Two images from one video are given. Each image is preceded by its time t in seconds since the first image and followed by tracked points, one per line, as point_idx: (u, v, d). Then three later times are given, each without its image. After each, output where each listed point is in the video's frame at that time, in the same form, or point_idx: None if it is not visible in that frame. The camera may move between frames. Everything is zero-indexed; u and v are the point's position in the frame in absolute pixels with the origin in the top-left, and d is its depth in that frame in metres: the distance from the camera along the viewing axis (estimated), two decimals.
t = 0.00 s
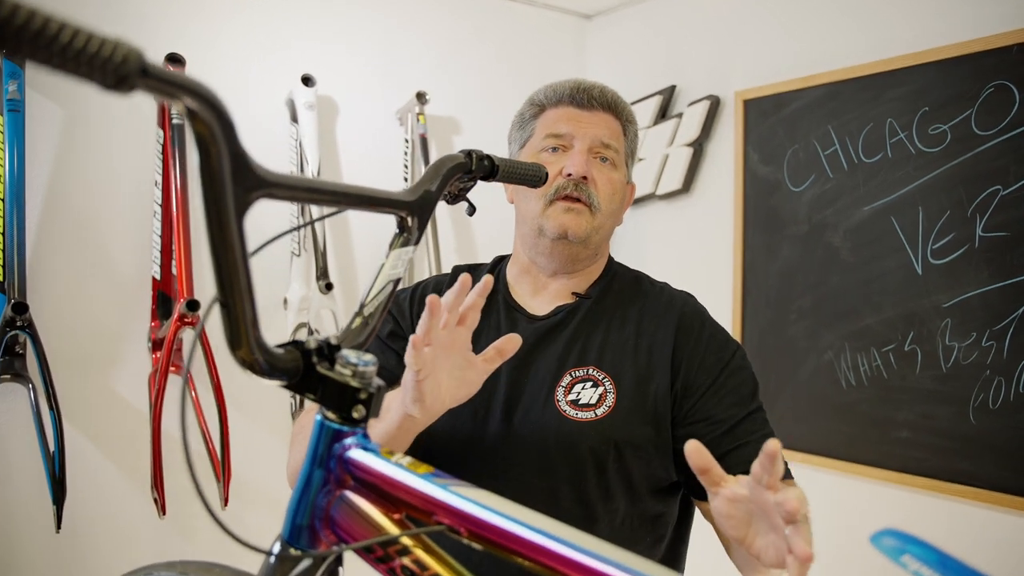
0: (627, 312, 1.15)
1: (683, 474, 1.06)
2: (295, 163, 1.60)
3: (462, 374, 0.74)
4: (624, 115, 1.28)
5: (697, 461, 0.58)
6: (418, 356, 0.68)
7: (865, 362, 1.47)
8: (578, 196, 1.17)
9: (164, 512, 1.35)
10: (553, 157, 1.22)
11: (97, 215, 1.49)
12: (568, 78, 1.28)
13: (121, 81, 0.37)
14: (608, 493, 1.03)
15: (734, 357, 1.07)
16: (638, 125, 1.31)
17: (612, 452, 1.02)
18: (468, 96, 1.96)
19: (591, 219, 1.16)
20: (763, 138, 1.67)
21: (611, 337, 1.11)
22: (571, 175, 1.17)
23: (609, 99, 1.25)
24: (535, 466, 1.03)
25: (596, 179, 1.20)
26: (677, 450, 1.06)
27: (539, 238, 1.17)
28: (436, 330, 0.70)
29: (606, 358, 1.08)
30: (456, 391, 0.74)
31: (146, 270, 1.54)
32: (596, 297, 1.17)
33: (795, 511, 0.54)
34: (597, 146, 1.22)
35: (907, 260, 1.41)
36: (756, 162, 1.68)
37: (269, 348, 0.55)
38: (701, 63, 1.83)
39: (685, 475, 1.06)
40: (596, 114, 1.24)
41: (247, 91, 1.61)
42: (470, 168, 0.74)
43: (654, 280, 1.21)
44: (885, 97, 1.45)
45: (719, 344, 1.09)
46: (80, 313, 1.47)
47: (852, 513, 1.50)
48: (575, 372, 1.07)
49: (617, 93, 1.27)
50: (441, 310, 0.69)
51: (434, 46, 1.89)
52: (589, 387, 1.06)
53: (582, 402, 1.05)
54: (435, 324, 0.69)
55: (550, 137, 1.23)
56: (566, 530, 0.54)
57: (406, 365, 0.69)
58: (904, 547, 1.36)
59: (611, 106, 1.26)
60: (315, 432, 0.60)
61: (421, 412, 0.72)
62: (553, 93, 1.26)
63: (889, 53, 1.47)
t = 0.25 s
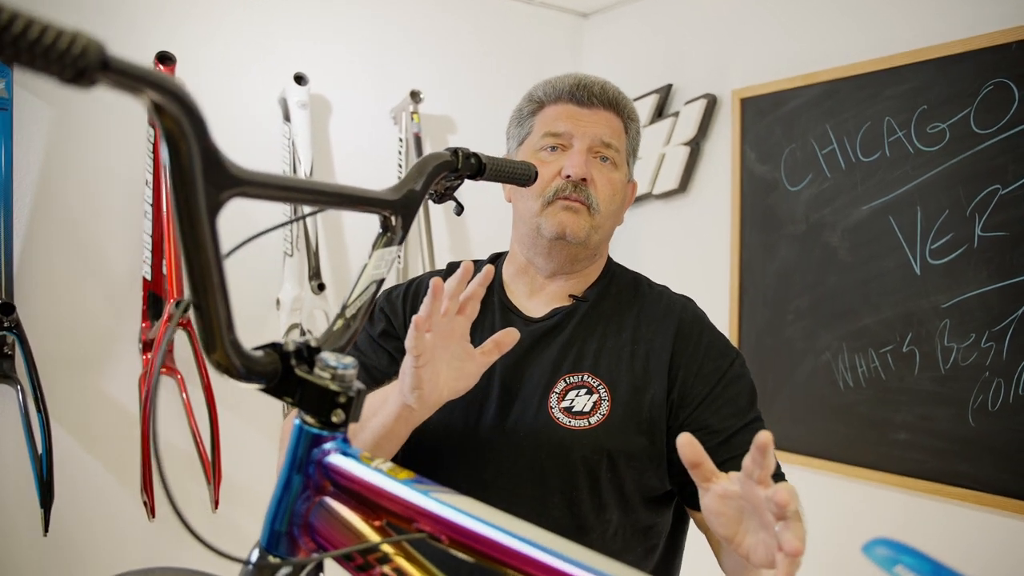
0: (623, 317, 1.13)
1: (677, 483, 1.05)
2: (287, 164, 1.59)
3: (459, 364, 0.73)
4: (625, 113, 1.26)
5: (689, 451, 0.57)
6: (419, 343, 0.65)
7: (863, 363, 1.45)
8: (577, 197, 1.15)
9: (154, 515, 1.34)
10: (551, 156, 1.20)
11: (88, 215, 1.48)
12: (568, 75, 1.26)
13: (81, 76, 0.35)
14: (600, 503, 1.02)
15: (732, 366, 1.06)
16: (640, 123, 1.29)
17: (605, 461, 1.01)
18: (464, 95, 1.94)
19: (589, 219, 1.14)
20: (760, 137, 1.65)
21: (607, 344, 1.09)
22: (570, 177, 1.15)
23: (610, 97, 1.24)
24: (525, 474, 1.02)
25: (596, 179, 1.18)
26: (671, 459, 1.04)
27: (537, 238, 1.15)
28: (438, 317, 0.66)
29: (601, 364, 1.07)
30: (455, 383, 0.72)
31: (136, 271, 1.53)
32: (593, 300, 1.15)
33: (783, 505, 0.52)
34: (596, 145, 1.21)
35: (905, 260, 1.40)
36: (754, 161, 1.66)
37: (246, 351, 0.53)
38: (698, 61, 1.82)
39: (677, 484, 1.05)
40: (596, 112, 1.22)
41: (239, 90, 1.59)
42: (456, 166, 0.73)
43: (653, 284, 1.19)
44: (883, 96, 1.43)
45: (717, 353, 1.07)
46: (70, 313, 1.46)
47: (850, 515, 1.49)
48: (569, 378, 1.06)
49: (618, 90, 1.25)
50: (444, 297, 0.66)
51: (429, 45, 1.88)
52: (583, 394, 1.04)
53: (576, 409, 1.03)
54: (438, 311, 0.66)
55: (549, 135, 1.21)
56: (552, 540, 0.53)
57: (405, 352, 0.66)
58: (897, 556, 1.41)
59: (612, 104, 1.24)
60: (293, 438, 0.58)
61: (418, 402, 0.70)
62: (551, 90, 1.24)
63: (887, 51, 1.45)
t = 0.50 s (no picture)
0: (617, 320, 1.11)
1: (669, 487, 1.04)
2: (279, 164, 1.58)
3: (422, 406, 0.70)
4: (618, 109, 1.24)
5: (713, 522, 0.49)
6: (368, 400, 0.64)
7: (860, 364, 1.44)
8: (565, 200, 1.14)
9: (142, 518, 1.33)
10: (541, 156, 1.18)
11: (76, 214, 1.46)
12: (558, 72, 1.24)
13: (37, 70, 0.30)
14: (595, 512, 1.00)
15: (726, 369, 1.04)
16: (633, 119, 1.27)
17: (599, 469, 0.99)
18: (457, 94, 1.93)
19: (578, 226, 1.13)
20: (756, 135, 1.63)
21: (600, 349, 1.08)
22: (559, 177, 1.14)
23: (601, 94, 1.21)
24: (517, 485, 1.00)
25: (586, 181, 1.17)
26: (663, 465, 1.03)
27: (525, 245, 1.14)
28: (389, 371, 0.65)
29: (595, 370, 1.05)
30: (418, 426, 0.70)
31: (126, 270, 1.51)
32: (587, 304, 1.13)
33: None
34: (587, 144, 1.19)
35: (902, 260, 1.38)
36: (749, 160, 1.65)
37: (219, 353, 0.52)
38: (693, 60, 1.80)
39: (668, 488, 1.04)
40: (586, 111, 1.21)
41: (230, 88, 1.58)
42: (439, 163, 0.71)
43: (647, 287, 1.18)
44: (880, 93, 1.42)
45: (710, 357, 1.05)
46: (59, 314, 1.45)
47: (846, 518, 1.47)
48: (563, 385, 1.04)
49: (611, 85, 1.23)
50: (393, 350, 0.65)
51: (421, 42, 1.86)
52: (576, 401, 1.02)
53: (569, 417, 1.01)
54: (387, 364, 0.64)
55: (539, 134, 1.20)
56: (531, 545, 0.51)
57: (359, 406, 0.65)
58: (885, 565, 1.41)
59: (603, 100, 1.22)
60: (268, 441, 0.57)
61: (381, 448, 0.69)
62: (541, 87, 1.23)
63: (883, 48, 1.44)
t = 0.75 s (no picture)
0: (610, 321, 1.10)
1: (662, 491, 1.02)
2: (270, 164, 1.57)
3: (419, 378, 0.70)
4: (607, 107, 1.22)
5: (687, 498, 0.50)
6: (373, 364, 0.62)
7: (856, 365, 1.42)
8: (554, 198, 1.13)
9: (130, 520, 1.32)
10: (529, 156, 1.17)
11: (65, 214, 1.45)
12: (545, 71, 1.23)
13: None
14: (587, 515, 0.98)
15: (721, 371, 1.03)
16: (623, 117, 1.26)
17: (592, 471, 0.97)
18: (451, 93, 1.92)
19: (570, 222, 1.12)
20: (751, 135, 1.62)
21: (594, 350, 1.06)
22: (547, 177, 1.13)
23: (589, 91, 1.20)
24: (511, 485, 0.98)
25: (575, 180, 1.15)
26: (657, 468, 1.02)
27: (516, 243, 1.13)
28: (393, 335, 0.64)
29: (588, 371, 1.03)
30: (417, 399, 0.69)
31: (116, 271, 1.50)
32: (580, 304, 1.12)
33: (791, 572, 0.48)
34: (575, 143, 1.18)
35: (898, 260, 1.37)
36: (745, 160, 1.64)
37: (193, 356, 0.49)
38: (689, 59, 1.79)
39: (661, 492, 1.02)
40: (574, 109, 1.19)
41: (222, 88, 1.57)
42: (423, 162, 0.70)
43: (641, 287, 1.16)
44: (876, 92, 1.41)
45: (705, 359, 1.04)
46: (48, 314, 1.44)
47: (841, 520, 1.46)
48: (555, 387, 1.02)
49: (599, 83, 1.21)
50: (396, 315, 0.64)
51: (414, 41, 1.85)
52: (569, 403, 1.00)
53: (562, 419, 0.99)
54: (391, 328, 0.63)
55: (526, 134, 1.19)
56: (510, 553, 0.50)
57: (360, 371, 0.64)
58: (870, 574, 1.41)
59: (591, 98, 1.20)
60: (243, 446, 0.55)
61: (380, 419, 0.68)
62: (529, 87, 1.22)
63: (879, 47, 1.42)
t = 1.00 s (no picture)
0: (605, 318, 1.06)
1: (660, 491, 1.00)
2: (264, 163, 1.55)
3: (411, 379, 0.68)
4: (596, 99, 1.21)
5: (677, 509, 0.48)
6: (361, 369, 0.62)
7: (854, 366, 1.41)
8: (544, 190, 1.12)
9: (121, 522, 1.31)
10: (518, 150, 1.16)
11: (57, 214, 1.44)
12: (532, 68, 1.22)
13: None
14: (582, 515, 0.95)
15: (720, 369, 1.00)
16: (613, 109, 1.24)
17: (588, 471, 0.94)
18: (447, 92, 1.91)
19: (560, 217, 1.10)
20: (749, 133, 1.61)
21: (589, 347, 1.03)
22: (536, 169, 1.12)
23: (576, 83, 1.19)
24: (504, 484, 0.95)
25: (564, 171, 1.14)
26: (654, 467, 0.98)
27: (507, 241, 1.11)
28: (381, 339, 0.63)
29: (583, 369, 1.00)
30: (407, 402, 0.68)
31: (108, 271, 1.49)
32: (574, 302, 1.08)
33: None
34: (564, 135, 1.16)
35: (897, 260, 1.35)
36: (742, 158, 1.62)
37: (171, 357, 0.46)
38: (686, 57, 1.78)
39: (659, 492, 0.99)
40: (562, 102, 1.18)
41: (215, 86, 1.56)
42: (410, 159, 0.69)
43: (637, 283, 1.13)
44: (875, 90, 1.39)
45: (703, 354, 1.01)
46: (39, 315, 1.42)
47: (839, 522, 1.45)
48: (550, 384, 0.99)
49: (586, 75, 1.20)
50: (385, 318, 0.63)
51: (409, 39, 1.84)
52: (564, 401, 0.98)
53: (557, 417, 0.97)
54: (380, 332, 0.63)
55: (515, 129, 1.18)
56: (496, 559, 0.48)
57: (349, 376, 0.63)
58: None
59: (578, 90, 1.19)
60: (223, 449, 0.54)
61: (369, 423, 0.67)
62: (517, 83, 1.21)
63: (877, 45, 1.41)
